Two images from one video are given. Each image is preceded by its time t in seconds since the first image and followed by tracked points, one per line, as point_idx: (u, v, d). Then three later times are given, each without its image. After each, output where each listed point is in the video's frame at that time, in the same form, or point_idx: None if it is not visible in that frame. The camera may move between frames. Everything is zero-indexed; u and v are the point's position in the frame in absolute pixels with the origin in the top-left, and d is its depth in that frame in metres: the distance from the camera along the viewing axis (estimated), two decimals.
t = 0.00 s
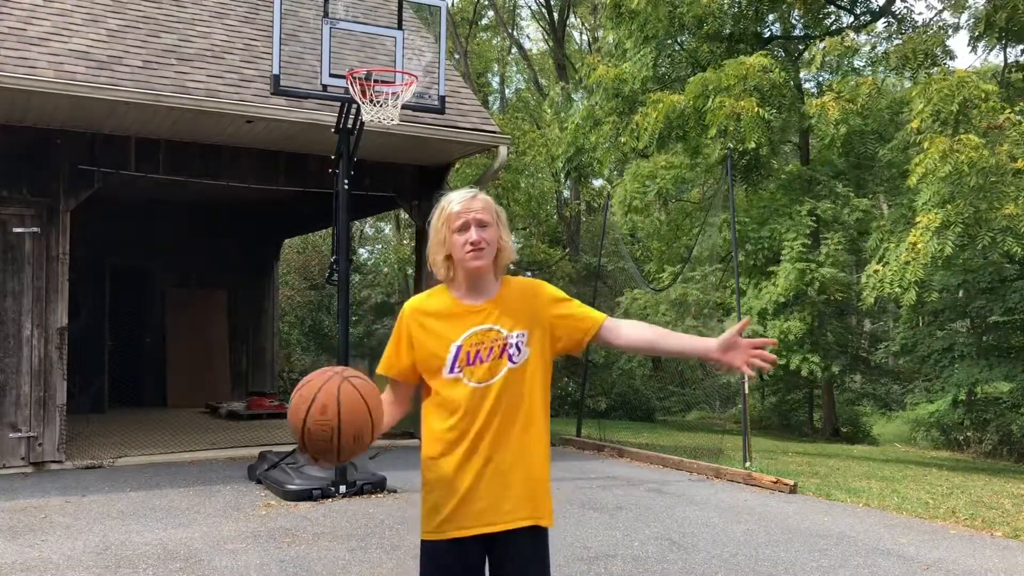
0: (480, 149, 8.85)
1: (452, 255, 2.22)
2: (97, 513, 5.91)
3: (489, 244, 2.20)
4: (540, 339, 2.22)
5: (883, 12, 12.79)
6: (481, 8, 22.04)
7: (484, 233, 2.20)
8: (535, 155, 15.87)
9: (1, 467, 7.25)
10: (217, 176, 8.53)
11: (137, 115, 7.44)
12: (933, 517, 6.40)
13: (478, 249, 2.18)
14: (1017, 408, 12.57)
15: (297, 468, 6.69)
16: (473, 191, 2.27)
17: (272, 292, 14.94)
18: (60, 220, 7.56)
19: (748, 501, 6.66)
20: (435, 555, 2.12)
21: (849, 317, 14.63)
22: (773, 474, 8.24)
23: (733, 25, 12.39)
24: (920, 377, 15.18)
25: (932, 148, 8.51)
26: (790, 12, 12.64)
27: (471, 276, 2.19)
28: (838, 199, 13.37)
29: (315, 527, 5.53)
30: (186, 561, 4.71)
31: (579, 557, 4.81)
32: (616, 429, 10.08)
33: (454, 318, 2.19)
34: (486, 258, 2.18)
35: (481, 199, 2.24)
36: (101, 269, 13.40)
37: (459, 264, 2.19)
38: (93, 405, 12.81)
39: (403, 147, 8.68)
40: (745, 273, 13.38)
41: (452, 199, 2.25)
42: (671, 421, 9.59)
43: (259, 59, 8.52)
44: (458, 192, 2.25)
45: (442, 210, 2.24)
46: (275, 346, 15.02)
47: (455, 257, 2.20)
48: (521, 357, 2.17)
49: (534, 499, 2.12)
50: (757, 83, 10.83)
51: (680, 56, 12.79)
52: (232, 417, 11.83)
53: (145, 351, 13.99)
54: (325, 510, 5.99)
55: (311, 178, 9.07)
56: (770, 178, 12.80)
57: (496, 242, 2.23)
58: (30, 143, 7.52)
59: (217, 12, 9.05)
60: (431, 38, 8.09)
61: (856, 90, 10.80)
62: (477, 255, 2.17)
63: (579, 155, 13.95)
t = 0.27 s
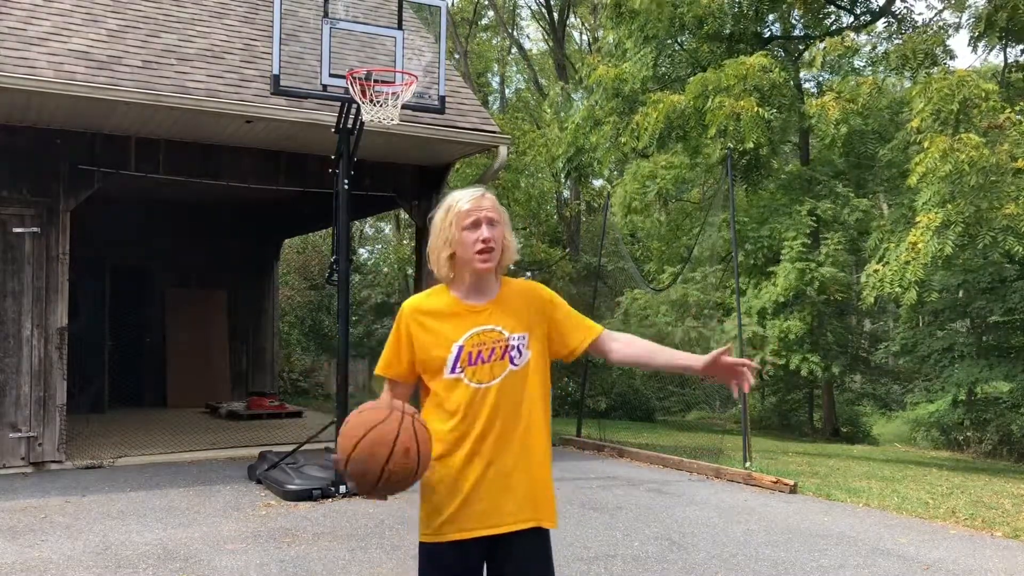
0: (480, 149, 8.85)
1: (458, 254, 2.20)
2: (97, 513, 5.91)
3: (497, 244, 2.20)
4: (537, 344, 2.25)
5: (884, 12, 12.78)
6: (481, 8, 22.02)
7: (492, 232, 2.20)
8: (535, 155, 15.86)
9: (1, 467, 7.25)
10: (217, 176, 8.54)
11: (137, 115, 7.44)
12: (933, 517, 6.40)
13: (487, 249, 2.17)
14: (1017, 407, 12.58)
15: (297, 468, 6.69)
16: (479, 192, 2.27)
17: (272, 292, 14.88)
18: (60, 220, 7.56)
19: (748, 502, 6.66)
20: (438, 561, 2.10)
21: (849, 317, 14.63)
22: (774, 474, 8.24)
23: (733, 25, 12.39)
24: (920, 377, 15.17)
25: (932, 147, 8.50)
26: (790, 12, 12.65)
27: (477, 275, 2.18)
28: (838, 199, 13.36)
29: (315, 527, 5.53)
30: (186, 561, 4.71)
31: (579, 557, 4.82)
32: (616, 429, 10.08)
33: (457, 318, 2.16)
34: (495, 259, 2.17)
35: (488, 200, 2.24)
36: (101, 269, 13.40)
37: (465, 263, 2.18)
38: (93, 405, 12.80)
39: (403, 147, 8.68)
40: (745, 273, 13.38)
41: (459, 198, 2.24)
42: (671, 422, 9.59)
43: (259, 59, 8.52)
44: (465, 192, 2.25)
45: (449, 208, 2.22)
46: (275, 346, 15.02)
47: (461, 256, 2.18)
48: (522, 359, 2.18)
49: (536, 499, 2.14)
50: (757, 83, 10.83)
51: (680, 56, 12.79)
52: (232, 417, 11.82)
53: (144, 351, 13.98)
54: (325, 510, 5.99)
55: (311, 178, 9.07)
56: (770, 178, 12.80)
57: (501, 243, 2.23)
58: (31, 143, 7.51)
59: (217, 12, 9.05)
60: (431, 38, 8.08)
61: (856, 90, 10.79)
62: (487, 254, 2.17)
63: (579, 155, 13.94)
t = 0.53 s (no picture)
0: (480, 149, 8.85)
1: (465, 254, 2.16)
2: (97, 513, 5.91)
3: (505, 248, 2.18)
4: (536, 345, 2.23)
5: (884, 12, 12.76)
6: (481, 8, 22.00)
7: (501, 236, 2.17)
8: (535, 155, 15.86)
9: (2, 467, 7.25)
10: (217, 176, 8.54)
11: (137, 115, 7.44)
12: (933, 517, 6.40)
13: (497, 250, 2.15)
14: (1016, 407, 12.59)
15: (297, 468, 6.69)
16: (484, 191, 2.23)
17: (272, 291, 14.94)
18: (60, 220, 7.56)
19: (749, 501, 6.65)
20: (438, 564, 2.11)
21: (849, 317, 14.63)
22: (773, 474, 8.24)
23: (733, 25, 12.40)
24: (920, 377, 15.18)
25: (932, 147, 8.51)
26: (790, 12, 12.65)
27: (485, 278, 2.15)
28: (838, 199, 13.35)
29: (315, 527, 5.53)
30: (186, 561, 4.71)
31: (579, 557, 4.82)
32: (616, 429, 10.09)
33: (463, 320, 2.13)
34: (503, 261, 2.16)
35: (494, 200, 2.21)
36: (101, 269, 13.40)
37: (473, 264, 2.15)
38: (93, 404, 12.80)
39: (403, 147, 8.67)
40: (745, 273, 13.39)
41: (466, 197, 2.19)
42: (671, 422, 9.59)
43: (259, 59, 8.52)
44: (473, 192, 2.20)
45: (457, 207, 2.16)
46: (275, 346, 15.02)
47: (469, 256, 2.15)
48: (525, 360, 2.18)
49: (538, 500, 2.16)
50: (757, 82, 10.83)
51: (680, 56, 12.80)
52: (232, 417, 11.82)
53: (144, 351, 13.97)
54: (325, 510, 5.99)
55: (311, 178, 9.07)
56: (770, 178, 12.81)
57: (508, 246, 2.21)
58: (30, 143, 7.51)
59: (217, 12, 9.05)
60: (431, 38, 8.07)
61: (856, 89, 10.79)
62: (497, 257, 2.15)
63: (579, 156, 13.95)
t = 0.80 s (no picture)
0: (480, 149, 8.85)
1: (466, 252, 2.16)
2: (97, 513, 5.91)
3: (508, 247, 2.17)
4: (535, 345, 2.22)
5: (884, 12, 12.76)
6: (481, 8, 22.01)
7: (503, 235, 2.16)
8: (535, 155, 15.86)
9: (2, 467, 7.25)
10: (217, 176, 8.54)
11: (137, 115, 7.44)
12: (933, 517, 6.40)
13: (499, 251, 2.15)
14: (1016, 407, 12.59)
15: (298, 468, 6.70)
16: (487, 188, 2.21)
17: (272, 292, 14.92)
18: (60, 220, 7.56)
19: (749, 502, 6.65)
20: (437, 564, 2.08)
21: (849, 317, 14.64)
22: (773, 474, 8.24)
23: (733, 25, 12.40)
24: (920, 376, 15.18)
25: (932, 147, 8.51)
26: (790, 12, 12.66)
27: (486, 275, 2.16)
28: (838, 199, 13.35)
29: (316, 527, 5.53)
30: (186, 561, 4.71)
31: (579, 557, 4.82)
32: (615, 429, 10.08)
33: (463, 316, 2.13)
34: (504, 261, 2.16)
35: (498, 198, 2.20)
36: (101, 269, 13.40)
37: (474, 263, 2.15)
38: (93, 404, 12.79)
39: (403, 147, 8.67)
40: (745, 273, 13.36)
41: (470, 195, 2.17)
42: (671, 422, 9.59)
43: (259, 59, 8.52)
44: (477, 190, 2.18)
45: (459, 206, 2.15)
46: (275, 346, 15.04)
47: (470, 255, 2.15)
48: (523, 359, 2.17)
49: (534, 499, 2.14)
50: (757, 82, 10.83)
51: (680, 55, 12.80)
52: (232, 417, 11.82)
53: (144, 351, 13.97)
54: (325, 510, 5.99)
55: (311, 179, 9.08)
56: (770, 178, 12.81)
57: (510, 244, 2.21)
58: (30, 143, 7.51)
59: (217, 12, 9.04)
60: (431, 38, 8.07)
61: (856, 89, 10.79)
62: (498, 257, 2.15)
63: (579, 156, 13.95)
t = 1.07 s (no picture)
0: (480, 149, 8.85)
1: (463, 251, 2.17)
2: (97, 513, 5.91)
3: (502, 245, 2.16)
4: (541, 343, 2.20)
5: (884, 12, 12.77)
6: (481, 8, 22.01)
7: (497, 234, 2.15)
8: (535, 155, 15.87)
9: (1, 467, 7.25)
10: (217, 176, 8.54)
11: (137, 115, 7.43)
12: (933, 517, 6.40)
13: (492, 249, 2.14)
14: (1016, 407, 12.59)
15: (298, 468, 6.70)
16: (485, 188, 2.21)
17: (272, 292, 14.91)
18: (60, 220, 7.56)
19: (749, 502, 6.65)
20: (436, 562, 2.08)
21: (849, 317, 14.64)
22: (774, 474, 8.24)
23: (733, 24, 12.40)
24: (920, 376, 15.18)
25: (932, 147, 8.52)
26: (790, 12, 12.67)
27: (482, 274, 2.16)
28: (838, 199, 13.35)
29: (315, 527, 5.53)
30: (186, 561, 4.71)
31: (579, 556, 4.82)
32: (615, 429, 10.08)
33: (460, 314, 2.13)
34: (499, 259, 2.15)
35: (494, 196, 2.19)
36: (101, 268, 13.39)
37: (470, 262, 2.16)
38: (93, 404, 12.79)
39: (403, 147, 8.67)
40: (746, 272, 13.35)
41: (465, 196, 2.17)
42: (671, 422, 9.59)
43: (259, 59, 8.52)
44: (473, 189, 2.18)
45: (453, 208, 2.16)
46: (275, 346, 15.03)
47: (466, 255, 2.16)
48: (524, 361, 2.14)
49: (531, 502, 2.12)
50: (758, 82, 10.82)
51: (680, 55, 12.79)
52: (232, 417, 11.81)
53: (144, 351, 13.96)
54: (325, 510, 5.99)
55: (311, 179, 9.07)
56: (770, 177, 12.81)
57: (508, 242, 2.19)
58: (30, 143, 7.51)
59: (217, 12, 9.04)
60: (431, 38, 8.07)
61: (857, 89, 10.79)
62: (491, 256, 2.14)
63: (580, 156, 13.94)
